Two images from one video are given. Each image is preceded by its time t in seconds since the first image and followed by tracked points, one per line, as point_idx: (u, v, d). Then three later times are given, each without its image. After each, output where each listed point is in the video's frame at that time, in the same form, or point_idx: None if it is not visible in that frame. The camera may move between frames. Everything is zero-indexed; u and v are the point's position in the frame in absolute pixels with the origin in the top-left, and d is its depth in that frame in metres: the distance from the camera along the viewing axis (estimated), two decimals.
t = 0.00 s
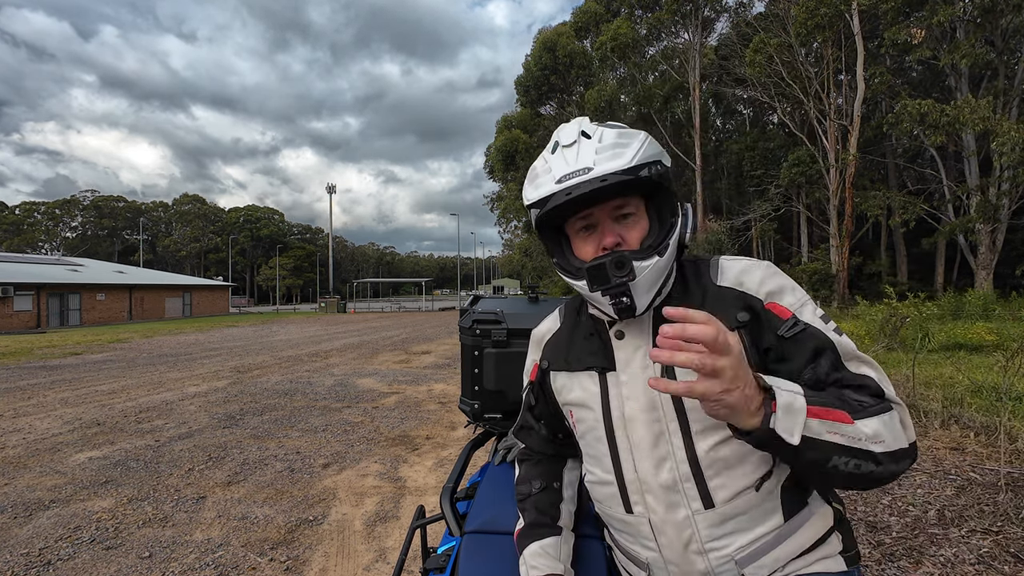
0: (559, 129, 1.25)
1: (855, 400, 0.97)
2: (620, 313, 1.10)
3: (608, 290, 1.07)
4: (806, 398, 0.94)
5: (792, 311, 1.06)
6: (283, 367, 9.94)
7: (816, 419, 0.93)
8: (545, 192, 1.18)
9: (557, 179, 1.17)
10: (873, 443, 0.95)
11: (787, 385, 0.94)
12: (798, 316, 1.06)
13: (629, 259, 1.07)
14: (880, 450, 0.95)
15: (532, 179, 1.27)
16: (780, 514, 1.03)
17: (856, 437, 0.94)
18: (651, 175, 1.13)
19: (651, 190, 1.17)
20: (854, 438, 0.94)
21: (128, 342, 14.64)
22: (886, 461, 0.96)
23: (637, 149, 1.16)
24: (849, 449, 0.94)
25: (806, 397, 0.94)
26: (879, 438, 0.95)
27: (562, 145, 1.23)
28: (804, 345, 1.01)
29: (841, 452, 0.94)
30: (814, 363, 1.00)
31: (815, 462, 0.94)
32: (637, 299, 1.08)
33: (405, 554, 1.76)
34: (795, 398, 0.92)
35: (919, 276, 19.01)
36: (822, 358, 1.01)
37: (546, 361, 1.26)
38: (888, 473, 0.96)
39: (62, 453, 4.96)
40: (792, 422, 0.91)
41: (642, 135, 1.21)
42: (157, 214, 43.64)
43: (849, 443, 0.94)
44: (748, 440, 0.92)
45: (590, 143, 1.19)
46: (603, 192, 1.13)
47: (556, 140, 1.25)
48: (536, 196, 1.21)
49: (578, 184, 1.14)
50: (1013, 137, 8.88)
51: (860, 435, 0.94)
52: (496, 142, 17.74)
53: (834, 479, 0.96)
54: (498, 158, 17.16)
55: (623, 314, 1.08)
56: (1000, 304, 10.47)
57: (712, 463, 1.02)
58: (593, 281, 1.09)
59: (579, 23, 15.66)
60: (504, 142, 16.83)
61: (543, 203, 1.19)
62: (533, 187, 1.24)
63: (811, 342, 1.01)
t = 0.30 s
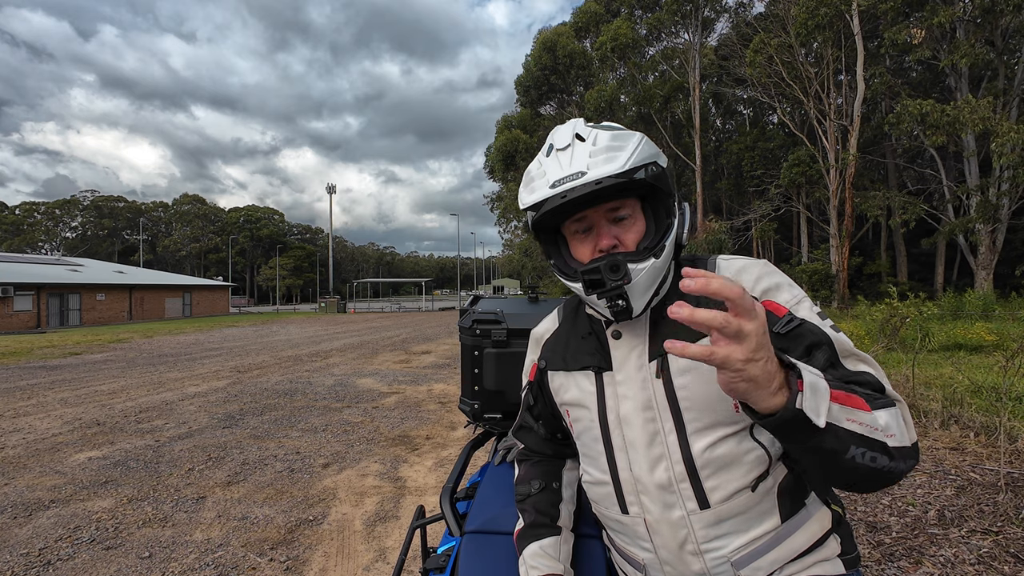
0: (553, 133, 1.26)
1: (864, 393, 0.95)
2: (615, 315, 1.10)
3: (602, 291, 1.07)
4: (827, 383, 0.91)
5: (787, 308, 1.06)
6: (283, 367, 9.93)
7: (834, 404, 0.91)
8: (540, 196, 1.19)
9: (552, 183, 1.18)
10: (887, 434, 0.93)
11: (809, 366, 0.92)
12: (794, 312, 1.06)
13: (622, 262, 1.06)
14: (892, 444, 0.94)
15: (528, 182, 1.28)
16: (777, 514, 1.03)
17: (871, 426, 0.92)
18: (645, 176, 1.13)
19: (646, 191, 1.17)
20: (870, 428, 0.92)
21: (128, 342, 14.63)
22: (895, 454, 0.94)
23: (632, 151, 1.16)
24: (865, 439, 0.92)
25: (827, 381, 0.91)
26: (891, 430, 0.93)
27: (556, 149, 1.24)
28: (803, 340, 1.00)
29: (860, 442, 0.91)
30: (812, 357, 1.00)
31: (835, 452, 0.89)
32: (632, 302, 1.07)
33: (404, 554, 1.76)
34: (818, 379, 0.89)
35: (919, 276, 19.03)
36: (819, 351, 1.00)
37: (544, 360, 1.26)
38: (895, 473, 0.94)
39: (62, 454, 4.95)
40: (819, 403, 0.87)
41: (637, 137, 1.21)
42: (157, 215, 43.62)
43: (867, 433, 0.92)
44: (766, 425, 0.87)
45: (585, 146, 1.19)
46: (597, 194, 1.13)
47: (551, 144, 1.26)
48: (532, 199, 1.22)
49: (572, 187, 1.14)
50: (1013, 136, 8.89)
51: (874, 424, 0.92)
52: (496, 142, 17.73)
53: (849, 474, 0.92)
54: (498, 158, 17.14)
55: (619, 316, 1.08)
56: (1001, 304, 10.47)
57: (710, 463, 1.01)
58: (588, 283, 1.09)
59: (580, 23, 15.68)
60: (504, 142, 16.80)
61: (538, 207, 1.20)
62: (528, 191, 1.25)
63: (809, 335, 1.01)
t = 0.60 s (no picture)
0: (565, 120, 1.25)
1: (843, 424, 0.95)
2: (617, 309, 1.10)
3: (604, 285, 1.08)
4: (788, 454, 0.91)
5: (780, 312, 1.06)
6: (283, 367, 9.94)
7: (799, 470, 0.91)
8: (548, 181, 1.18)
9: (562, 171, 1.17)
10: (863, 469, 0.93)
11: (768, 442, 0.92)
12: (788, 316, 1.05)
13: (628, 256, 1.08)
14: (872, 474, 0.94)
15: (535, 169, 1.27)
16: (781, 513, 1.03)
17: (843, 474, 0.92)
18: (655, 172, 1.13)
19: (653, 187, 1.17)
20: (841, 477, 0.93)
21: (128, 342, 14.63)
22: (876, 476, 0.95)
23: (644, 145, 1.16)
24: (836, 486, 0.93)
25: (789, 452, 0.91)
26: (871, 462, 0.93)
27: (568, 137, 1.23)
28: (793, 352, 1.00)
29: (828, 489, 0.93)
30: (801, 365, 1.00)
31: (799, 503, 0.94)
32: (634, 296, 1.08)
33: (404, 554, 1.76)
34: (775, 460, 0.90)
35: (919, 276, 19.03)
36: (811, 361, 0.99)
37: (543, 361, 1.25)
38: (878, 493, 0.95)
39: (62, 453, 4.96)
40: (769, 491, 0.89)
41: (649, 131, 1.20)
42: (157, 215, 43.61)
43: (834, 484, 0.93)
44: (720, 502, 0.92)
45: (596, 136, 1.19)
46: (606, 185, 1.13)
47: (562, 131, 1.25)
48: (539, 186, 1.21)
49: (581, 178, 1.13)
50: (1012, 137, 8.89)
51: (850, 466, 0.92)
52: (496, 142, 17.72)
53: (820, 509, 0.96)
54: (498, 158, 17.12)
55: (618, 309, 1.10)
56: (1001, 304, 10.46)
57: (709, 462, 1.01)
58: (592, 274, 1.10)
59: (580, 24, 15.71)
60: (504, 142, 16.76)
61: (545, 195, 1.19)
62: (536, 177, 1.24)
63: (799, 347, 1.00)
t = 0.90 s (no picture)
0: (573, 123, 1.25)
1: (847, 428, 0.95)
2: (623, 309, 1.10)
3: (612, 285, 1.08)
4: (797, 457, 0.91)
5: (788, 314, 1.05)
6: (283, 367, 9.93)
7: (806, 472, 0.91)
8: (556, 183, 1.18)
9: (570, 173, 1.17)
10: (865, 473, 0.93)
11: (779, 444, 0.92)
12: (794, 319, 1.04)
13: (635, 257, 1.08)
14: (873, 479, 0.94)
15: (542, 171, 1.27)
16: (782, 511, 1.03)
17: (848, 477, 0.92)
18: (662, 175, 1.13)
19: (659, 189, 1.18)
20: (846, 481, 0.92)
21: (128, 342, 14.63)
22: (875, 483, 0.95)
23: (651, 147, 1.15)
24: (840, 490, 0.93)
25: (798, 455, 0.91)
26: (873, 466, 0.94)
27: (575, 138, 1.23)
28: (799, 353, 1.00)
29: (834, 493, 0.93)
30: (808, 367, 0.99)
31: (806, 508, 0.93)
32: (641, 297, 1.08)
33: (404, 554, 1.76)
34: (785, 462, 0.90)
35: (919, 276, 19.02)
36: (816, 363, 0.99)
37: (547, 359, 1.26)
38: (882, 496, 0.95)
39: (62, 453, 4.96)
40: (779, 492, 0.90)
41: (656, 134, 1.20)
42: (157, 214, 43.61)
43: (839, 488, 0.93)
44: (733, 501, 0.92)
45: (603, 138, 1.19)
46: (613, 187, 1.13)
47: (569, 133, 1.25)
48: (547, 187, 1.21)
49: (589, 179, 1.14)
50: (1013, 137, 8.88)
51: (853, 471, 0.93)
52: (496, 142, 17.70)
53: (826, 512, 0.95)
54: (498, 158, 17.11)
55: (625, 309, 1.09)
56: (1001, 304, 10.46)
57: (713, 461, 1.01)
58: (599, 275, 1.10)
59: (580, 24, 15.73)
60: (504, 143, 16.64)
61: (553, 196, 1.19)
62: (543, 179, 1.24)
63: (804, 348, 1.00)
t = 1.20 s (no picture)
0: (569, 126, 1.25)
1: (852, 421, 0.94)
2: (623, 308, 1.10)
3: (610, 285, 1.08)
4: (803, 449, 0.90)
5: (788, 311, 1.05)
6: (283, 367, 9.94)
7: (815, 464, 0.91)
8: (553, 185, 1.18)
9: (567, 175, 1.17)
10: (872, 464, 0.93)
11: (783, 436, 0.91)
12: (795, 316, 1.05)
13: (633, 256, 1.08)
14: (880, 471, 0.94)
15: (540, 173, 1.27)
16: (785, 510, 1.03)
17: (855, 468, 0.92)
18: (658, 174, 1.13)
19: (656, 188, 1.18)
20: (853, 472, 0.92)
21: (128, 342, 14.63)
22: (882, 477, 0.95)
23: (646, 147, 1.15)
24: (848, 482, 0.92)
25: (804, 446, 0.91)
26: (881, 456, 0.93)
27: (571, 141, 1.23)
28: (801, 348, 1.00)
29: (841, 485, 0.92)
30: (809, 362, 0.99)
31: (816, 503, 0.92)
32: (640, 295, 1.08)
33: (404, 554, 1.76)
34: (791, 453, 0.89)
35: (919, 276, 19.02)
36: (818, 358, 0.99)
37: (549, 359, 1.26)
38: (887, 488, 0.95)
39: (62, 454, 4.96)
40: (789, 483, 0.89)
41: (652, 134, 1.20)
42: (157, 214, 43.61)
43: (847, 479, 0.92)
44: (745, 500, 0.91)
45: (599, 141, 1.19)
46: (609, 188, 1.13)
47: (566, 136, 1.25)
48: (545, 189, 1.21)
49: (585, 181, 1.14)
50: (1012, 137, 8.87)
51: (859, 463, 0.92)
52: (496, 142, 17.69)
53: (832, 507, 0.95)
54: (498, 159, 17.11)
55: (625, 308, 1.10)
56: (1001, 304, 10.46)
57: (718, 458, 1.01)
58: (597, 275, 1.10)
59: (580, 24, 15.75)
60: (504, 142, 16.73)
61: (550, 198, 1.20)
62: (541, 181, 1.24)
63: (806, 344, 1.00)
